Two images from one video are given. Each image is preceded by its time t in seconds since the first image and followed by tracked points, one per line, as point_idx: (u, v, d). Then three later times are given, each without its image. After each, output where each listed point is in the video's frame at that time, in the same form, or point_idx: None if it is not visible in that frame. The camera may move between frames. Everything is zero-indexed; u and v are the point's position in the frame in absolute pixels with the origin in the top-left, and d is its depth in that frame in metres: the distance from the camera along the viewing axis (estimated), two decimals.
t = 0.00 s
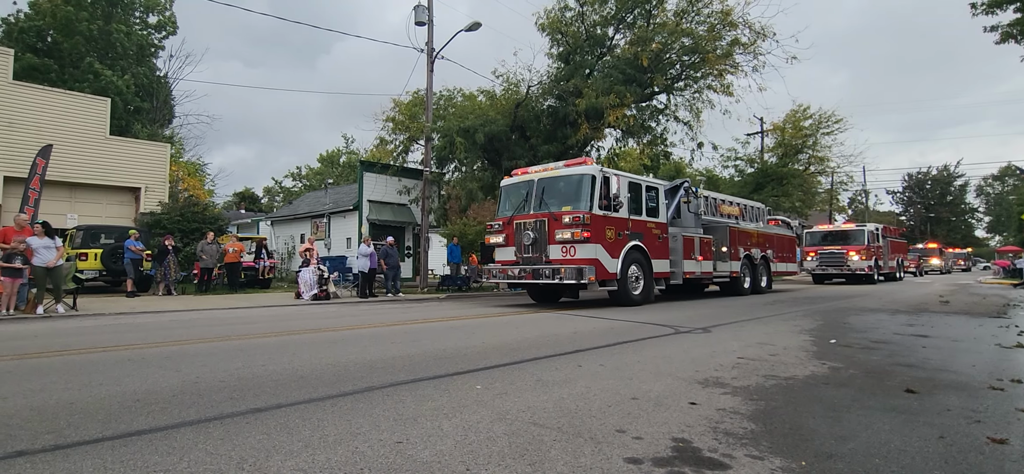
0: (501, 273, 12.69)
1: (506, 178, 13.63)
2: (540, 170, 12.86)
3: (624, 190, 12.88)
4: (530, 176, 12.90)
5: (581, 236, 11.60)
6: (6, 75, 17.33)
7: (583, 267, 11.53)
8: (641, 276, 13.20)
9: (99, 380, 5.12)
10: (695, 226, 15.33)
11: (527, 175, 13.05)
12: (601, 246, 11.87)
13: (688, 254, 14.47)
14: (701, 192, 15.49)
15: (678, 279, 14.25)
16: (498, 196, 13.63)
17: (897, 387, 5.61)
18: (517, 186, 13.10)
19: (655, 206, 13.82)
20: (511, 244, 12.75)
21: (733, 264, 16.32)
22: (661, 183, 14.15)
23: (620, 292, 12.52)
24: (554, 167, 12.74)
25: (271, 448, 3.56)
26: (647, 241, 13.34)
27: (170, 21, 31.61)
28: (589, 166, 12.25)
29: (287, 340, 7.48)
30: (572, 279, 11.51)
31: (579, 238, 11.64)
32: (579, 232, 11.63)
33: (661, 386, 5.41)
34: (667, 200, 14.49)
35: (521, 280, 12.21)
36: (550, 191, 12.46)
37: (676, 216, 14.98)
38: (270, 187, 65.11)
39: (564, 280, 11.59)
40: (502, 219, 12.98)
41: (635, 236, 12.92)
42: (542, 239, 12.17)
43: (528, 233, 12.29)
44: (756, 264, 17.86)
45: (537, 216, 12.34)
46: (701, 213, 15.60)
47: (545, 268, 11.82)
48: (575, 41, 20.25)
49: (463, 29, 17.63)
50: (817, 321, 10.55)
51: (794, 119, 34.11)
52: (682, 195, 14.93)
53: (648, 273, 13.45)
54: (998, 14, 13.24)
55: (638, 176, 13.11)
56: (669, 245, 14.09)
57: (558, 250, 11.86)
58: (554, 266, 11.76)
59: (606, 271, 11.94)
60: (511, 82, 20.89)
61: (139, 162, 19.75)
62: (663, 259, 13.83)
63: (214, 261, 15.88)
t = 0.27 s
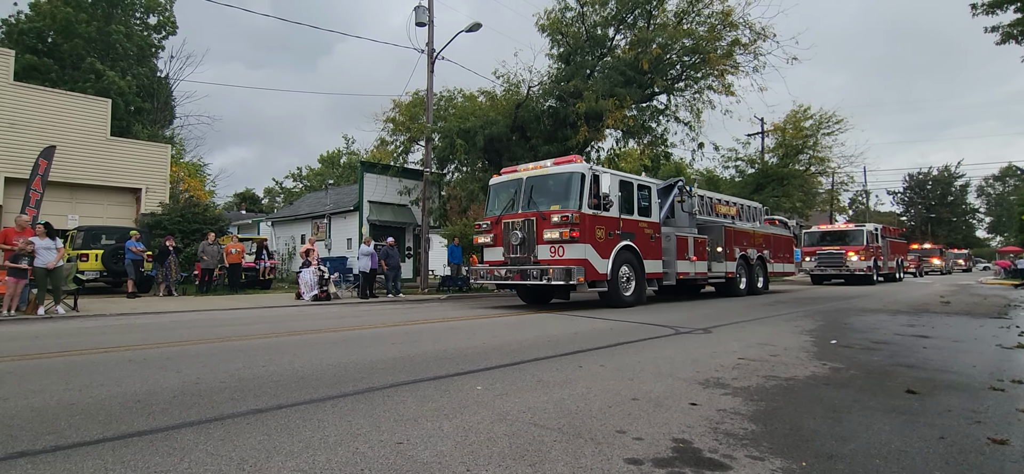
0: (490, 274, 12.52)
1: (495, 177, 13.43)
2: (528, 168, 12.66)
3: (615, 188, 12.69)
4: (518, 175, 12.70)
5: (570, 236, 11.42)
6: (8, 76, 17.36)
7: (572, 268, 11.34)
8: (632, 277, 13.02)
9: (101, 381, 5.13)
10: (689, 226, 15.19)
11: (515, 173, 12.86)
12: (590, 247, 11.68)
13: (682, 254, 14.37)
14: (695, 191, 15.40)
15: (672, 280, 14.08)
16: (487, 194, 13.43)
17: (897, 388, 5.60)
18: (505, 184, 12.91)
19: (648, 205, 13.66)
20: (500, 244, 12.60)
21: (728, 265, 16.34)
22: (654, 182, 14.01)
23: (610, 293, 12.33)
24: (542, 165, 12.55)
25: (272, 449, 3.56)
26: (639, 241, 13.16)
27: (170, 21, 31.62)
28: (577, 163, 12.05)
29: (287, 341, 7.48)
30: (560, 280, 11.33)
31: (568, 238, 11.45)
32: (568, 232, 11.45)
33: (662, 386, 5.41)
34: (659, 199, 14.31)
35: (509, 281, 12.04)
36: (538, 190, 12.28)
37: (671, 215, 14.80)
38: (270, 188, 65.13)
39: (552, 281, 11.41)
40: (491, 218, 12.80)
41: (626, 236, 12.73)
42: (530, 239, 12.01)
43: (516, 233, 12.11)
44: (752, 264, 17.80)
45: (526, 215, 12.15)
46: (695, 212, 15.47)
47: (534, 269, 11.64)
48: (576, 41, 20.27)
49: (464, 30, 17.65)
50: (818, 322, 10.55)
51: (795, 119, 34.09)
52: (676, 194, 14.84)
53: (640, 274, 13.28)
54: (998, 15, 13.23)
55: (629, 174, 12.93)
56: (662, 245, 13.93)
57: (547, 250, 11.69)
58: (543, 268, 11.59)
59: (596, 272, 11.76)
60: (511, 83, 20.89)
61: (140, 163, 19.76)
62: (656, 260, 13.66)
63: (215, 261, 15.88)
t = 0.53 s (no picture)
0: (477, 275, 12.31)
1: (483, 176, 13.29)
2: (517, 167, 12.53)
3: (605, 188, 12.55)
4: (507, 173, 12.55)
5: (557, 235, 11.25)
6: (9, 77, 17.39)
7: (560, 269, 11.17)
8: (624, 278, 12.88)
9: (102, 381, 5.14)
10: (682, 225, 15.08)
11: (504, 171, 12.72)
12: (578, 247, 11.51)
13: (675, 255, 14.28)
14: (688, 190, 15.39)
15: (665, 281, 13.93)
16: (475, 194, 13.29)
17: (898, 389, 5.60)
18: (494, 183, 12.77)
19: (640, 204, 13.54)
20: (488, 244, 12.43)
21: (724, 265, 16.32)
22: (646, 181, 13.95)
23: (600, 294, 12.19)
24: (531, 164, 12.41)
25: (272, 450, 3.56)
26: (630, 241, 13.02)
27: (170, 22, 31.63)
28: (567, 161, 11.91)
29: (288, 341, 7.49)
30: (548, 281, 11.14)
31: (556, 237, 11.28)
32: (556, 232, 11.27)
33: (662, 387, 5.41)
34: (651, 198, 14.22)
35: (497, 281, 11.84)
36: (526, 189, 12.14)
37: (664, 215, 14.66)
38: (271, 188, 65.18)
39: (540, 282, 11.20)
40: (479, 218, 12.65)
41: (616, 237, 12.59)
42: (518, 239, 11.83)
43: (504, 232, 11.94)
44: (748, 265, 17.67)
45: (513, 214, 11.98)
46: (688, 212, 15.40)
47: (521, 269, 11.45)
48: (576, 42, 20.27)
49: (464, 31, 17.67)
50: (818, 323, 10.54)
51: (795, 120, 34.08)
52: (670, 193, 14.82)
53: (632, 275, 13.13)
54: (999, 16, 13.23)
55: (620, 173, 12.80)
56: (654, 246, 13.79)
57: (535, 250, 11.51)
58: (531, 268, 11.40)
59: (585, 273, 11.59)
60: (512, 84, 20.90)
61: (140, 163, 19.77)
62: (648, 261, 13.51)
63: (216, 262, 15.88)
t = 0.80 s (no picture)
0: (465, 275, 12.23)
1: (472, 174, 13.22)
2: (506, 165, 12.46)
3: (595, 186, 12.49)
4: (496, 172, 12.48)
5: (545, 235, 11.17)
6: (9, 78, 17.38)
7: (549, 269, 11.09)
8: (615, 278, 12.82)
9: (103, 382, 5.14)
10: (675, 225, 15.08)
11: (492, 170, 12.66)
12: (567, 246, 11.41)
13: (668, 255, 14.26)
14: (683, 190, 15.36)
15: (658, 282, 13.91)
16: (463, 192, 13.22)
17: (899, 390, 5.60)
18: (483, 182, 12.70)
19: (632, 203, 13.50)
20: (476, 245, 12.35)
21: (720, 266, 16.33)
22: (639, 180, 13.92)
23: (591, 295, 12.09)
24: (520, 162, 12.35)
25: (272, 450, 3.56)
26: (621, 241, 12.97)
27: (170, 22, 31.65)
28: (555, 159, 11.85)
29: (288, 342, 7.49)
30: (536, 282, 11.06)
31: (544, 237, 11.20)
32: (544, 231, 11.19)
33: (662, 388, 5.41)
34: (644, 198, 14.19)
35: (484, 282, 11.78)
36: (515, 187, 12.09)
37: (658, 215, 14.60)
38: (272, 189, 65.20)
39: (527, 282, 11.13)
40: (467, 217, 12.58)
41: (607, 236, 12.52)
42: (505, 238, 11.75)
43: (491, 233, 11.86)
44: (743, 266, 17.68)
45: (502, 214, 11.91)
46: (683, 211, 15.37)
47: (509, 270, 11.37)
48: (576, 43, 20.26)
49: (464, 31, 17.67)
50: (819, 323, 10.54)
51: (795, 120, 34.07)
52: (665, 192, 14.79)
53: (623, 275, 13.06)
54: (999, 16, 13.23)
55: (610, 171, 12.75)
56: (647, 246, 13.76)
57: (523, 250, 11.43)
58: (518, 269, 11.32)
59: (574, 274, 11.51)
60: (512, 85, 20.89)
61: (140, 164, 19.77)
62: (640, 261, 13.47)
63: (216, 262, 15.89)
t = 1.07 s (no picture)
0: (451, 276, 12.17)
1: (460, 173, 13.19)
2: (494, 164, 12.44)
3: (585, 185, 12.47)
4: (484, 170, 12.46)
5: (533, 235, 11.13)
6: (9, 79, 17.38)
7: (537, 270, 11.05)
8: (606, 280, 12.77)
9: (104, 382, 5.15)
10: (669, 225, 15.07)
11: (481, 168, 12.64)
12: (555, 246, 11.37)
13: (662, 256, 14.24)
14: (677, 189, 15.35)
15: (651, 283, 13.89)
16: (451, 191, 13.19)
17: (900, 391, 5.59)
18: (471, 181, 12.67)
19: (624, 202, 13.47)
20: (462, 245, 12.29)
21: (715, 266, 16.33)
22: (631, 179, 13.90)
23: (581, 297, 12.06)
24: (509, 161, 12.32)
25: (272, 451, 3.56)
26: (613, 241, 12.94)
27: (171, 23, 31.68)
28: (544, 157, 11.83)
29: (289, 343, 7.49)
30: (524, 283, 11.02)
31: (531, 237, 11.15)
32: (532, 231, 11.14)
33: (663, 389, 5.40)
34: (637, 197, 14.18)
35: (470, 283, 11.73)
36: (503, 186, 12.07)
37: (651, 215, 14.58)
38: (272, 190, 65.22)
39: (514, 283, 11.09)
40: (455, 217, 12.54)
41: (597, 236, 12.49)
42: (493, 238, 11.70)
43: (479, 233, 11.82)
44: (738, 267, 17.68)
45: (490, 213, 11.87)
46: (676, 211, 15.36)
47: (496, 271, 11.33)
48: (577, 44, 20.26)
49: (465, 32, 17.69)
50: (819, 324, 10.53)
51: (796, 121, 34.07)
52: (658, 192, 14.79)
53: (615, 276, 13.02)
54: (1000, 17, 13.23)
55: (600, 169, 12.73)
56: (639, 246, 13.74)
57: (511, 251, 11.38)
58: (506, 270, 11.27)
59: (563, 274, 11.46)
60: (512, 85, 20.89)
61: (141, 165, 19.77)
62: (632, 261, 13.44)
63: (216, 263, 15.89)
